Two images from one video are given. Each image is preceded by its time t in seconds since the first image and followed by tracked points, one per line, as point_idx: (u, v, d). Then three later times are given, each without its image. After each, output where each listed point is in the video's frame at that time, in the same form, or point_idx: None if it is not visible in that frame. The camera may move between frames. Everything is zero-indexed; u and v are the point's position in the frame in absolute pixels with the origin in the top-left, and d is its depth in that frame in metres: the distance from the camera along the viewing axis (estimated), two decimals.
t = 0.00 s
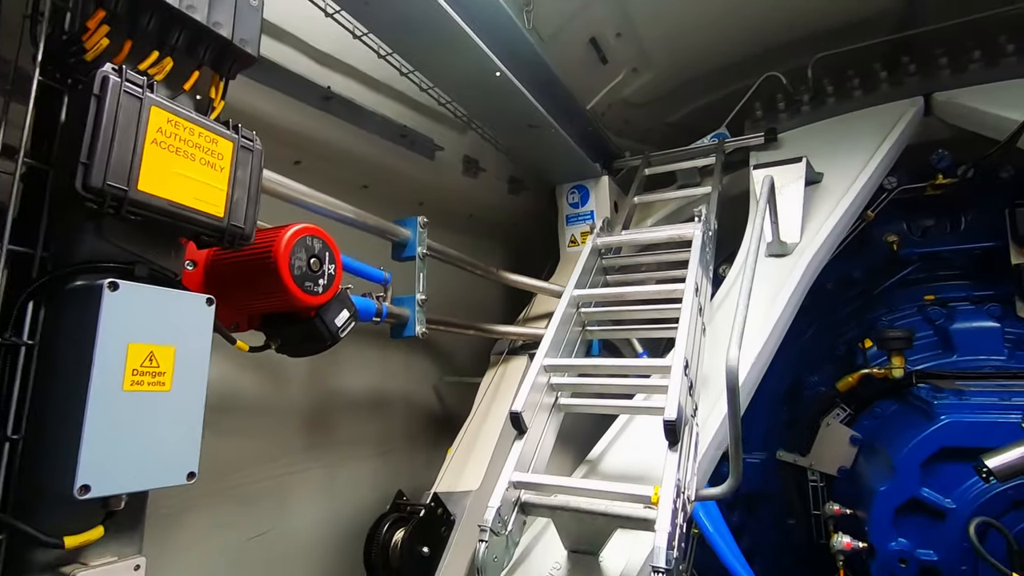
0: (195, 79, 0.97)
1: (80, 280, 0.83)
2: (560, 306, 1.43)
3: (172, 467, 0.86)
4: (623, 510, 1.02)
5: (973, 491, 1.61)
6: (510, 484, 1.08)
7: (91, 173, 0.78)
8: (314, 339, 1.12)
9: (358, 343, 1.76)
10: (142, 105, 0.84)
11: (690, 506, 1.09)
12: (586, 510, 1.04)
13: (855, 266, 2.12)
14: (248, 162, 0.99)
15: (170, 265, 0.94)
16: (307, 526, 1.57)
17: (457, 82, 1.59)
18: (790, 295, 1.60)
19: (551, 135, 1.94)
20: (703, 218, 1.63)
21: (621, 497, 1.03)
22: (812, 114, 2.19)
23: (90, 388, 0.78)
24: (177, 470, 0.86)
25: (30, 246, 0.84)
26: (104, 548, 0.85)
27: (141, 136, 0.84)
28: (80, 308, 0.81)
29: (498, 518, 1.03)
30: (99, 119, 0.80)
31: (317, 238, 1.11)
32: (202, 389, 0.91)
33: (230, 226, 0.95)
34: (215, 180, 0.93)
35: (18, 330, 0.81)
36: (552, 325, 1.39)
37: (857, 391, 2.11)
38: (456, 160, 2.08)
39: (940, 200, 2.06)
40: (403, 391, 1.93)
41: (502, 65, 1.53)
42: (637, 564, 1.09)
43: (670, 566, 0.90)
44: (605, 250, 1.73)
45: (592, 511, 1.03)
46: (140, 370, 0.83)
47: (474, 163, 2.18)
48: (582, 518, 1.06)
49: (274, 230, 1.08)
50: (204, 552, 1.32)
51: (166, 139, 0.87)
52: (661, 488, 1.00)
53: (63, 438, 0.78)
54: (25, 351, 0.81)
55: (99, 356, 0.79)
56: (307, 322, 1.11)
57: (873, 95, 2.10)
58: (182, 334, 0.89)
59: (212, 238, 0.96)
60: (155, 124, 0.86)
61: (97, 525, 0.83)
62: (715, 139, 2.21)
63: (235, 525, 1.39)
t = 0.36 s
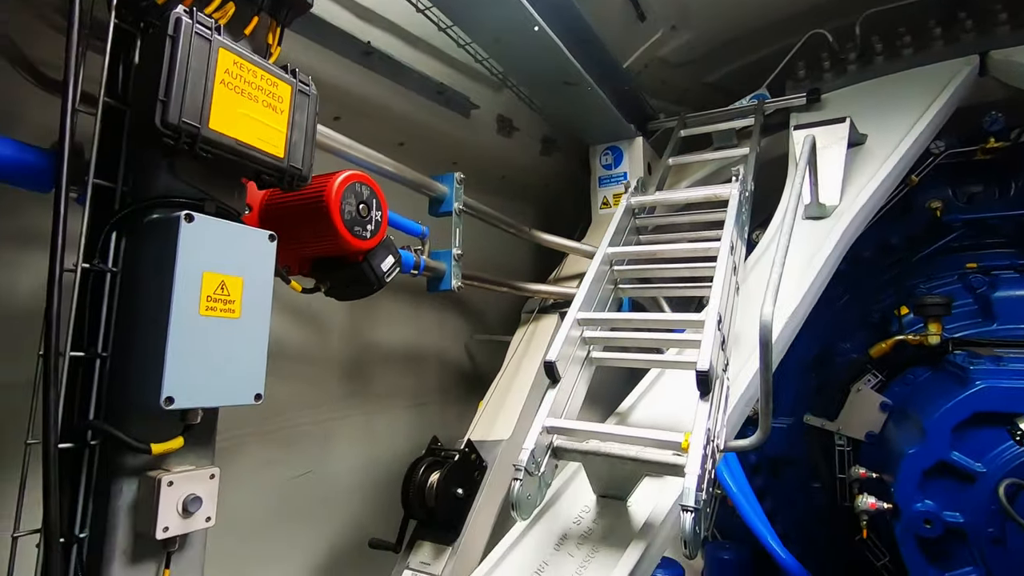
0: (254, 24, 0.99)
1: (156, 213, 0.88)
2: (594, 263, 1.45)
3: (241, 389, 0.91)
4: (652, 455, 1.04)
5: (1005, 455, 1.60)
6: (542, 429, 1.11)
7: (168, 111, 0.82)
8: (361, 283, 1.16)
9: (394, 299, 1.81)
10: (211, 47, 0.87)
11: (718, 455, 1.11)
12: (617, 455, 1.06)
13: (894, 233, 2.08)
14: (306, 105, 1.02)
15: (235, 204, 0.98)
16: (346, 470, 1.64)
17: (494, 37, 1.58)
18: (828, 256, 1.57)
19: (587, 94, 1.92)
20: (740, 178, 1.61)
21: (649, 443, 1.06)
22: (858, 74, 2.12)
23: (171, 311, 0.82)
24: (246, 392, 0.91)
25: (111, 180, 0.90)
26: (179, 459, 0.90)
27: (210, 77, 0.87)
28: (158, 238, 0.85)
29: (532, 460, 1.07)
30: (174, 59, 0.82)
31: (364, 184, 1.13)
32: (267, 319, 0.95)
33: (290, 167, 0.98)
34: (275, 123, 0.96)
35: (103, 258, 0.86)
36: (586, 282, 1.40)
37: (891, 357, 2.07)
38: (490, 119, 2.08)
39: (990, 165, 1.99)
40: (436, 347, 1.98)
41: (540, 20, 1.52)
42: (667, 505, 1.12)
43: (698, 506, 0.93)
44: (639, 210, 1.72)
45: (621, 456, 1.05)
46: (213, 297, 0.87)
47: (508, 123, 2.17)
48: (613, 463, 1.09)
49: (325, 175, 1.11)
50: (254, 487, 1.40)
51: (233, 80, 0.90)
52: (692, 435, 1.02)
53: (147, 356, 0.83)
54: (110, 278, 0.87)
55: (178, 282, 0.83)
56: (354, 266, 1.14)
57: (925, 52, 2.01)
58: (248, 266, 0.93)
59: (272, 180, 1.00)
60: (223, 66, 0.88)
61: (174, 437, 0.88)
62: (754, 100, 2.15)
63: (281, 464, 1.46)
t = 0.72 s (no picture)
0: None
1: (185, 181, 0.89)
2: (615, 242, 1.43)
3: (265, 355, 0.93)
4: (667, 435, 1.05)
5: None
6: (560, 405, 1.11)
7: (197, 79, 0.82)
8: (383, 256, 1.17)
9: (417, 275, 1.82)
10: (238, 15, 0.87)
11: (736, 437, 1.11)
12: (633, 433, 1.08)
13: (929, 218, 2.03)
14: (330, 75, 1.02)
15: (259, 173, 0.99)
16: (367, 441, 1.67)
17: (521, 11, 1.56)
18: (858, 240, 1.54)
19: (614, 71, 1.89)
20: (769, 158, 1.57)
21: (666, 423, 1.07)
22: (900, 50, 2.04)
23: (200, 276, 0.84)
24: (270, 358, 0.93)
25: (142, 148, 0.91)
26: (207, 419, 0.93)
27: (237, 46, 0.87)
28: (187, 204, 0.87)
29: (547, 435, 1.08)
30: (202, 26, 0.83)
31: (388, 157, 1.14)
32: (291, 287, 0.97)
33: (314, 137, 0.99)
34: (300, 93, 0.97)
35: (134, 223, 0.88)
36: (607, 262, 1.39)
37: (919, 344, 2.02)
38: (514, 96, 2.06)
39: None
40: (457, 323, 1.99)
41: None
42: (681, 483, 1.12)
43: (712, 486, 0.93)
44: (663, 189, 1.69)
45: (638, 434, 1.07)
46: (239, 264, 0.89)
47: (533, 99, 2.15)
48: (628, 440, 1.10)
49: (349, 147, 1.12)
50: (277, 453, 1.44)
51: (260, 49, 0.90)
52: (709, 415, 1.02)
53: (176, 320, 0.85)
54: (141, 243, 0.88)
55: (206, 248, 0.84)
56: (376, 239, 1.15)
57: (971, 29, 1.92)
58: (273, 235, 0.94)
59: (298, 149, 1.01)
60: (250, 34, 0.89)
61: (204, 398, 0.91)
62: (789, 77, 2.10)
63: (304, 433, 1.50)
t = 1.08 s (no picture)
0: None
1: (168, 165, 0.88)
2: (612, 233, 1.43)
3: (249, 342, 0.93)
4: (657, 427, 1.05)
5: None
6: (551, 396, 1.11)
7: (179, 60, 0.81)
8: (375, 243, 1.16)
9: (413, 261, 1.82)
10: None
11: (727, 431, 1.11)
12: (624, 426, 1.08)
13: (931, 213, 2.01)
14: (319, 58, 1.01)
15: (245, 157, 0.98)
16: (361, 426, 1.68)
17: None
18: (858, 234, 1.53)
19: (615, 58, 1.87)
20: (770, 149, 1.56)
21: (658, 415, 1.07)
22: (909, 41, 2.04)
23: (181, 262, 0.83)
24: (254, 345, 0.93)
25: (126, 129, 0.90)
26: (193, 405, 0.93)
27: (221, 26, 0.86)
28: (170, 189, 0.86)
29: (538, 425, 1.08)
30: (185, 5, 0.82)
31: (380, 143, 1.13)
32: (277, 273, 0.96)
33: (302, 122, 0.98)
34: (288, 76, 0.95)
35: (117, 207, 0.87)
36: (603, 252, 1.38)
37: (916, 340, 2.01)
38: (515, 81, 2.04)
39: None
40: (453, 311, 1.99)
41: None
42: (670, 476, 1.13)
43: (701, 479, 0.93)
44: (662, 179, 1.69)
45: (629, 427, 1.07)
46: (223, 250, 0.88)
47: (534, 84, 2.14)
48: (619, 432, 1.10)
49: (340, 133, 1.11)
50: (270, 436, 1.44)
51: (246, 30, 0.89)
52: (699, 409, 1.02)
53: (158, 306, 0.85)
54: (124, 227, 0.88)
55: (188, 234, 0.84)
56: (368, 225, 1.14)
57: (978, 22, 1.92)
58: (259, 221, 0.94)
59: (285, 134, 1.00)
60: (235, 15, 0.87)
61: (187, 384, 0.91)
62: (793, 68, 2.09)
63: (298, 417, 1.50)
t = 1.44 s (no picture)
0: None
1: (139, 148, 0.86)
2: (593, 225, 1.43)
3: (222, 331, 0.91)
4: (635, 418, 1.05)
5: (990, 437, 1.61)
6: (530, 387, 1.11)
7: (149, 40, 0.79)
8: (354, 232, 1.14)
9: (394, 251, 1.80)
10: None
11: (704, 422, 1.12)
12: (604, 417, 1.07)
13: (905, 209, 2.05)
14: (297, 41, 0.99)
15: (219, 142, 0.97)
16: (340, 417, 1.67)
17: None
18: (835, 229, 1.55)
19: (599, 49, 1.87)
20: (751, 143, 1.57)
21: (636, 406, 1.07)
22: (886, 40, 2.06)
23: (152, 249, 0.81)
24: (227, 334, 0.91)
25: (93, 111, 0.88)
26: (164, 396, 0.91)
27: (194, 7, 0.83)
28: (141, 174, 0.84)
29: (518, 416, 1.08)
30: None
31: (360, 130, 1.12)
32: (253, 262, 0.94)
33: (279, 107, 0.97)
34: (264, 60, 0.94)
35: (86, 191, 0.85)
36: (583, 244, 1.38)
37: (888, 333, 2.05)
38: (497, 71, 2.02)
39: (1014, 144, 1.95)
40: (434, 301, 1.98)
41: None
42: (649, 465, 1.14)
43: (678, 471, 0.94)
44: (645, 172, 1.69)
45: (608, 418, 1.07)
46: (196, 237, 0.86)
47: (517, 74, 2.11)
48: (598, 423, 1.10)
49: (319, 118, 1.09)
50: (247, 426, 1.42)
51: (220, 11, 0.87)
52: (677, 401, 1.03)
53: (128, 293, 0.83)
54: (93, 212, 0.86)
55: (159, 220, 0.82)
56: (347, 214, 1.13)
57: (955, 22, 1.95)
58: (234, 208, 0.92)
59: (261, 119, 0.98)
60: None
61: (159, 374, 0.89)
62: (774, 63, 2.10)
63: (276, 407, 1.48)
